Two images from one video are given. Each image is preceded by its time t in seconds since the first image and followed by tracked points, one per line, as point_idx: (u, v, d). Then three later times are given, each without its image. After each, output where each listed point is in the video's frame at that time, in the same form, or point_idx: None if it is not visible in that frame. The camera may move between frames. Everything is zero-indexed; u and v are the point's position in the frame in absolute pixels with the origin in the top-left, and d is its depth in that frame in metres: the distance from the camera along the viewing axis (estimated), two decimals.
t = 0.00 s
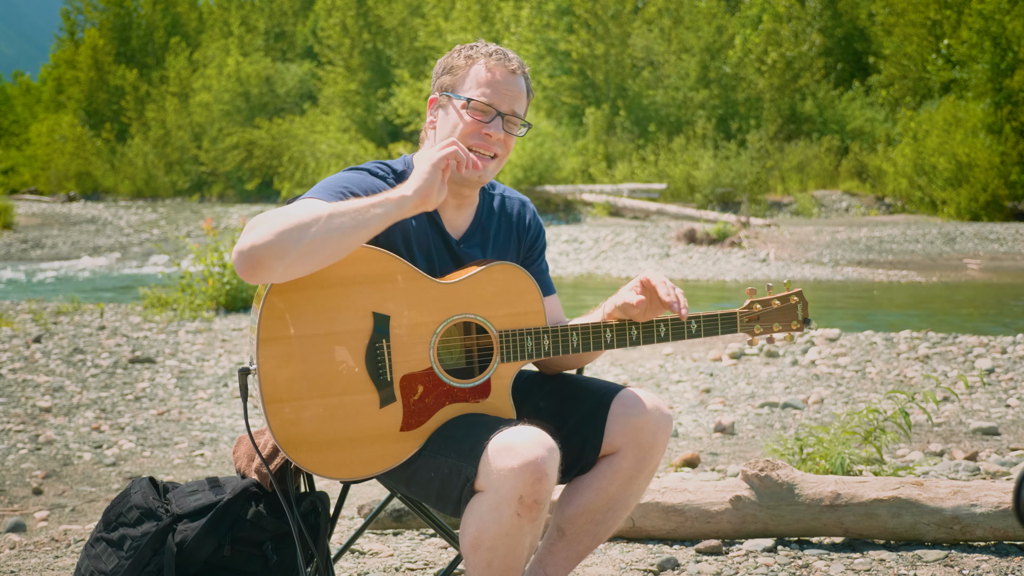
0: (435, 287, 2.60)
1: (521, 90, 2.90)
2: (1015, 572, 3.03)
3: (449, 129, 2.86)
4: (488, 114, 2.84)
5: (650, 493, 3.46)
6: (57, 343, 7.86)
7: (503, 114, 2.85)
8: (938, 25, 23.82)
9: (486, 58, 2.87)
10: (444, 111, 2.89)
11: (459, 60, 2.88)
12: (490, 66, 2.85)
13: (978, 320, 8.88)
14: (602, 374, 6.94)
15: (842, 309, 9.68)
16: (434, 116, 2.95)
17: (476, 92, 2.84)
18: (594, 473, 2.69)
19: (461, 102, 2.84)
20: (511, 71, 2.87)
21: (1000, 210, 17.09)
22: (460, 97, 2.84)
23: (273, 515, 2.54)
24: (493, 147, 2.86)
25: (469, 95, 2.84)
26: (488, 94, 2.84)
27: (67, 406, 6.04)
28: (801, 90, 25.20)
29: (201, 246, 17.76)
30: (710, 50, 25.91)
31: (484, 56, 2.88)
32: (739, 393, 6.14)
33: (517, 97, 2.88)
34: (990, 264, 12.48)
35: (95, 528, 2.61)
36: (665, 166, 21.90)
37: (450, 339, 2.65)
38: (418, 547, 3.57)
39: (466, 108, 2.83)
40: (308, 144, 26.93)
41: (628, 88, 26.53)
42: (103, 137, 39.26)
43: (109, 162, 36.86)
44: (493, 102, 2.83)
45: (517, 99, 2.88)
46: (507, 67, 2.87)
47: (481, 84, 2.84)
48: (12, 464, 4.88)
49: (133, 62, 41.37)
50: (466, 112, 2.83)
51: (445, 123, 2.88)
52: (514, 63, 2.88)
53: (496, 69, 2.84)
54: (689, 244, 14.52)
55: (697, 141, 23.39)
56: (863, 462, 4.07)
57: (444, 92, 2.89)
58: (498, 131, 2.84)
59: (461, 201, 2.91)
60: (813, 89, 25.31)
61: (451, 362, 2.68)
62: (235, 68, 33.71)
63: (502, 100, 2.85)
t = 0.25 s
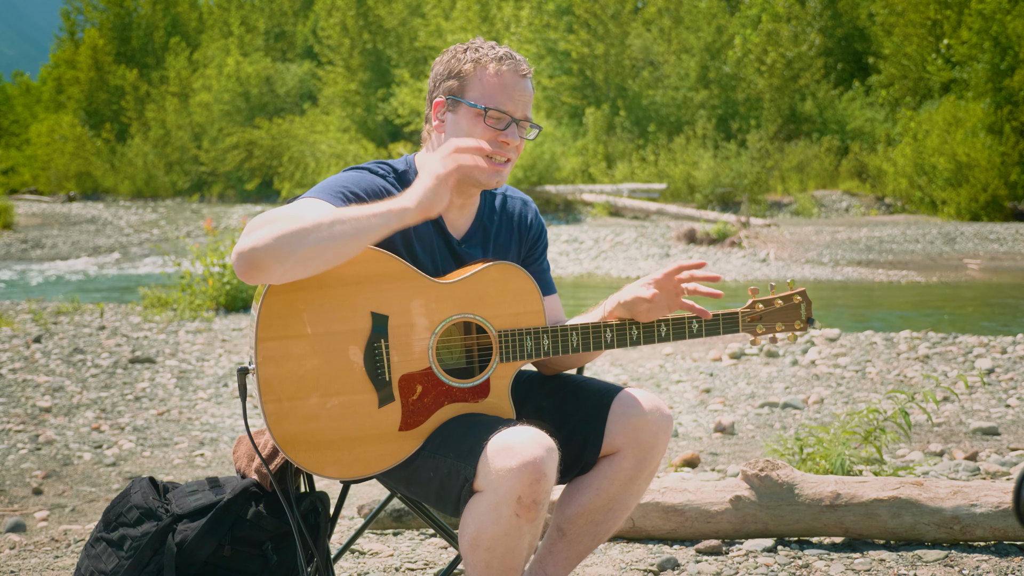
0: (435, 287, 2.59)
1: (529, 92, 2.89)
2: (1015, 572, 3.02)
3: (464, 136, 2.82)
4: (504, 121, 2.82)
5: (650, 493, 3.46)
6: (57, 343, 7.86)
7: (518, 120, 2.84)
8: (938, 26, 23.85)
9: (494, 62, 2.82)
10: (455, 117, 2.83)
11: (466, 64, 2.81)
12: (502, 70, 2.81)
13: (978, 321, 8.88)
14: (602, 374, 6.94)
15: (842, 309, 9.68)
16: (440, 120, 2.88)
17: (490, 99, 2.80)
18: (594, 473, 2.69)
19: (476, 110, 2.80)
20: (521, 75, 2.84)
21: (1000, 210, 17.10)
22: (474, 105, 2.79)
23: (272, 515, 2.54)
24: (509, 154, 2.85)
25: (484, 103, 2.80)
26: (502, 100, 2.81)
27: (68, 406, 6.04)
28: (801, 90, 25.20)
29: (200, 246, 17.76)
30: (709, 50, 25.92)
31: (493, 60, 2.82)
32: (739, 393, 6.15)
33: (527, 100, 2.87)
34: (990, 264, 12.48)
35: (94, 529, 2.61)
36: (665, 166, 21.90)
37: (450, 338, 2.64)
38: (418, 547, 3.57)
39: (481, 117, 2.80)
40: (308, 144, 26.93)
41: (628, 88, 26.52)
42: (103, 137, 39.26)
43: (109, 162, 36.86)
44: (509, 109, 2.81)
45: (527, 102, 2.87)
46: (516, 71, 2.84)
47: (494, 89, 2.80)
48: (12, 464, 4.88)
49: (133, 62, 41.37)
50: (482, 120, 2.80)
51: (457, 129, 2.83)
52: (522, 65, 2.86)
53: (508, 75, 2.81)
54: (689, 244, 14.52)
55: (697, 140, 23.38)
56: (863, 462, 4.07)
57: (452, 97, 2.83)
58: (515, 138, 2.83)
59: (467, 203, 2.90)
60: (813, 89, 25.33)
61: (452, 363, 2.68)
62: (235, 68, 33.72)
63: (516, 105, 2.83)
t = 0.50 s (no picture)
0: (437, 288, 2.60)
1: (513, 79, 2.87)
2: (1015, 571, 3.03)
3: (446, 127, 2.81)
4: (483, 106, 2.79)
5: (650, 492, 3.46)
6: (57, 343, 7.86)
7: (498, 105, 2.81)
8: (938, 26, 23.84)
9: (474, 52, 2.83)
10: (438, 110, 2.84)
11: (447, 58, 2.84)
12: (478, 58, 2.82)
13: (978, 320, 8.88)
14: (602, 374, 6.95)
15: (841, 309, 9.68)
16: (427, 116, 2.90)
17: (468, 87, 2.79)
18: (594, 473, 2.69)
19: (455, 98, 2.79)
20: (500, 62, 2.84)
21: (1000, 210, 17.11)
22: (453, 94, 2.79)
23: (272, 515, 2.54)
24: (492, 139, 2.81)
25: (462, 90, 2.79)
26: (480, 86, 2.79)
27: (67, 406, 6.04)
28: (801, 90, 25.20)
29: (201, 246, 17.76)
30: (709, 50, 25.94)
31: (472, 50, 2.84)
32: (739, 393, 6.14)
33: (509, 86, 2.85)
34: (990, 264, 12.48)
35: (94, 529, 2.61)
36: (665, 166, 21.91)
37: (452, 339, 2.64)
38: (418, 547, 3.57)
39: (459, 103, 2.78)
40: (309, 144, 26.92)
41: (627, 88, 26.52)
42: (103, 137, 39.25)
43: (109, 162, 36.87)
44: (486, 93, 2.79)
45: (509, 87, 2.84)
46: (495, 58, 2.84)
47: (471, 76, 2.80)
48: (12, 464, 4.87)
49: (133, 62, 41.37)
50: (460, 107, 2.78)
51: (440, 120, 2.83)
52: (501, 53, 2.86)
53: (484, 60, 2.81)
54: (689, 244, 14.52)
55: (697, 140, 23.38)
56: (863, 462, 4.07)
57: (436, 91, 2.85)
58: (495, 121, 2.79)
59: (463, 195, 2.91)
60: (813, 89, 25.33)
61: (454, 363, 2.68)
62: (235, 67, 33.73)
63: (495, 90, 2.81)
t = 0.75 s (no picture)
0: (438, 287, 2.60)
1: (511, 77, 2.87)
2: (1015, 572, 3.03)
3: (453, 130, 2.79)
4: (491, 108, 2.79)
5: (650, 493, 3.46)
6: (57, 343, 7.86)
7: (504, 105, 2.81)
8: (938, 25, 23.84)
9: (470, 52, 2.80)
10: (439, 113, 2.81)
11: (444, 58, 2.80)
12: (479, 57, 2.80)
13: (978, 320, 8.88)
14: (601, 375, 6.95)
15: (840, 309, 9.69)
16: (425, 119, 2.86)
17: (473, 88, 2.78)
18: (594, 473, 2.69)
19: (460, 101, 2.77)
20: (497, 57, 2.82)
21: (999, 210, 17.11)
22: (457, 97, 2.78)
23: (272, 514, 2.54)
24: (501, 139, 2.81)
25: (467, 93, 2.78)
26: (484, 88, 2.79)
27: (68, 406, 6.04)
28: (801, 90, 25.20)
29: (200, 246, 17.76)
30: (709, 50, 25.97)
31: (468, 48, 2.80)
32: (739, 393, 6.15)
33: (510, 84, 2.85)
34: (990, 264, 12.48)
35: (94, 528, 2.61)
36: (665, 166, 21.91)
37: (452, 338, 2.64)
38: (418, 547, 3.57)
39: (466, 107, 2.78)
40: (309, 144, 26.92)
41: (628, 87, 26.52)
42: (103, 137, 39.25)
43: (109, 162, 36.87)
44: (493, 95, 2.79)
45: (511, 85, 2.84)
46: (493, 55, 2.82)
47: (475, 78, 2.79)
48: (12, 464, 4.88)
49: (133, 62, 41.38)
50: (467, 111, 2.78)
51: (443, 124, 2.81)
52: (498, 50, 2.84)
53: (484, 60, 2.79)
54: (689, 244, 14.53)
55: (697, 140, 23.38)
56: (863, 462, 4.07)
57: (436, 94, 2.81)
58: (504, 123, 2.80)
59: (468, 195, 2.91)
60: (813, 89, 25.33)
61: (454, 363, 2.67)
62: (235, 68, 33.74)
63: (498, 90, 2.80)
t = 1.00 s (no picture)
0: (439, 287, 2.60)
1: (483, 60, 2.88)
2: (1015, 572, 3.03)
3: (425, 119, 2.87)
4: (456, 93, 2.84)
5: (650, 493, 3.46)
6: (57, 343, 7.86)
7: (471, 88, 2.85)
8: (939, 25, 23.83)
9: (439, 42, 2.87)
10: (416, 105, 2.91)
11: (417, 51, 2.89)
12: (446, 46, 2.86)
13: (978, 320, 8.88)
14: (601, 375, 6.95)
15: (840, 309, 9.68)
16: (411, 113, 2.97)
17: (439, 76, 2.85)
18: (594, 472, 2.69)
19: (427, 89, 2.85)
20: (466, 44, 2.87)
21: (999, 210, 17.11)
22: (425, 85, 2.86)
23: (272, 515, 2.54)
24: (472, 121, 2.84)
25: (433, 80, 2.85)
26: (451, 74, 2.84)
27: (68, 406, 6.04)
28: (801, 90, 25.20)
29: (200, 246, 17.75)
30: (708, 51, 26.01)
31: (438, 39, 2.88)
32: (739, 393, 6.14)
33: (480, 68, 2.87)
34: (990, 264, 12.48)
35: (94, 529, 2.60)
36: (665, 166, 21.91)
37: (452, 338, 2.64)
38: (418, 547, 3.57)
39: (433, 95, 2.84)
40: (309, 144, 26.92)
41: (628, 87, 26.52)
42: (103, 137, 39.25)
43: (109, 162, 36.87)
44: (457, 79, 2.84)
45: (480, 68, 2.87)
46: (459, 42, 2.87)
47: (441, 65, 2.85)
48: (12, 464, 4.88)
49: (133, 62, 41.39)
50: (433, 98, 2.84)
51: (420, 114, 2.90)
52: (465, 35, 2.88)
53: (451, 48, 2.85)
54: (689, 244, 14.53)
55: (697, 140, 23.38)
56: (863, 462, 4.07)
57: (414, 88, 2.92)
58: (469, 105, 2.83)
59: (463, 186, 2.90)
60: (813, 89, 25.31)
61: (454, 363, 2.66)
62: (236, 68, 33.76)
63: (464, 74, 2.85)
